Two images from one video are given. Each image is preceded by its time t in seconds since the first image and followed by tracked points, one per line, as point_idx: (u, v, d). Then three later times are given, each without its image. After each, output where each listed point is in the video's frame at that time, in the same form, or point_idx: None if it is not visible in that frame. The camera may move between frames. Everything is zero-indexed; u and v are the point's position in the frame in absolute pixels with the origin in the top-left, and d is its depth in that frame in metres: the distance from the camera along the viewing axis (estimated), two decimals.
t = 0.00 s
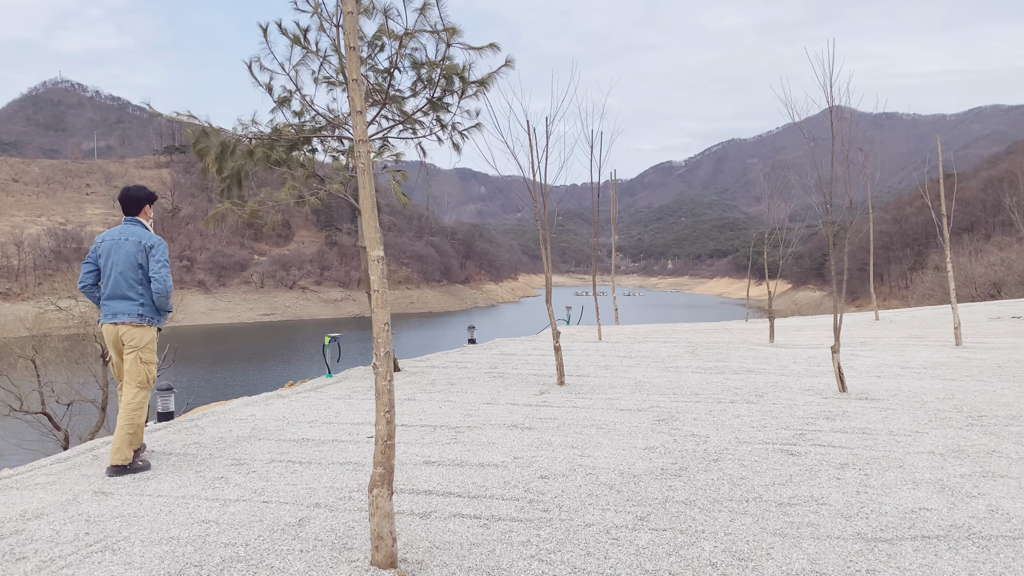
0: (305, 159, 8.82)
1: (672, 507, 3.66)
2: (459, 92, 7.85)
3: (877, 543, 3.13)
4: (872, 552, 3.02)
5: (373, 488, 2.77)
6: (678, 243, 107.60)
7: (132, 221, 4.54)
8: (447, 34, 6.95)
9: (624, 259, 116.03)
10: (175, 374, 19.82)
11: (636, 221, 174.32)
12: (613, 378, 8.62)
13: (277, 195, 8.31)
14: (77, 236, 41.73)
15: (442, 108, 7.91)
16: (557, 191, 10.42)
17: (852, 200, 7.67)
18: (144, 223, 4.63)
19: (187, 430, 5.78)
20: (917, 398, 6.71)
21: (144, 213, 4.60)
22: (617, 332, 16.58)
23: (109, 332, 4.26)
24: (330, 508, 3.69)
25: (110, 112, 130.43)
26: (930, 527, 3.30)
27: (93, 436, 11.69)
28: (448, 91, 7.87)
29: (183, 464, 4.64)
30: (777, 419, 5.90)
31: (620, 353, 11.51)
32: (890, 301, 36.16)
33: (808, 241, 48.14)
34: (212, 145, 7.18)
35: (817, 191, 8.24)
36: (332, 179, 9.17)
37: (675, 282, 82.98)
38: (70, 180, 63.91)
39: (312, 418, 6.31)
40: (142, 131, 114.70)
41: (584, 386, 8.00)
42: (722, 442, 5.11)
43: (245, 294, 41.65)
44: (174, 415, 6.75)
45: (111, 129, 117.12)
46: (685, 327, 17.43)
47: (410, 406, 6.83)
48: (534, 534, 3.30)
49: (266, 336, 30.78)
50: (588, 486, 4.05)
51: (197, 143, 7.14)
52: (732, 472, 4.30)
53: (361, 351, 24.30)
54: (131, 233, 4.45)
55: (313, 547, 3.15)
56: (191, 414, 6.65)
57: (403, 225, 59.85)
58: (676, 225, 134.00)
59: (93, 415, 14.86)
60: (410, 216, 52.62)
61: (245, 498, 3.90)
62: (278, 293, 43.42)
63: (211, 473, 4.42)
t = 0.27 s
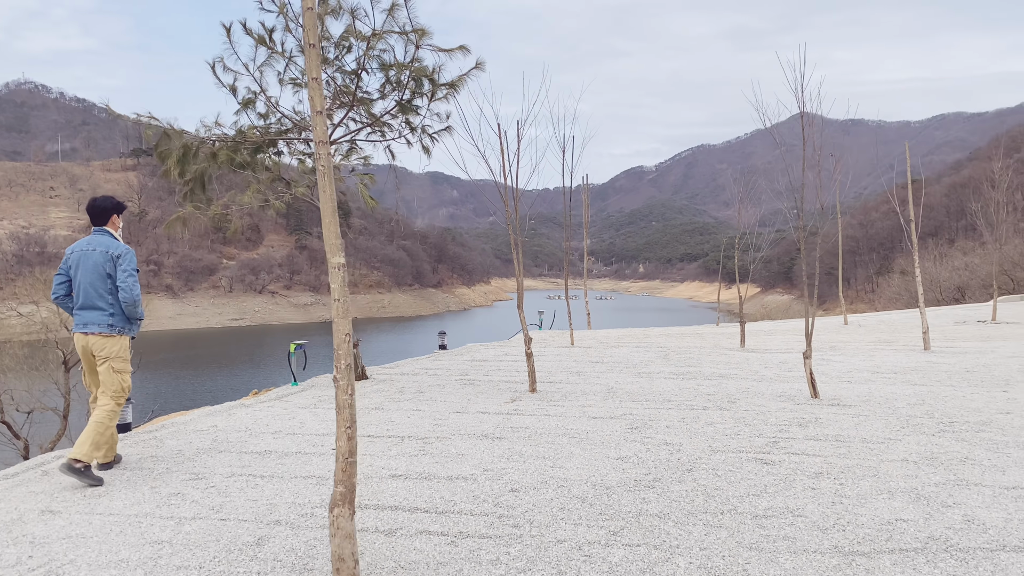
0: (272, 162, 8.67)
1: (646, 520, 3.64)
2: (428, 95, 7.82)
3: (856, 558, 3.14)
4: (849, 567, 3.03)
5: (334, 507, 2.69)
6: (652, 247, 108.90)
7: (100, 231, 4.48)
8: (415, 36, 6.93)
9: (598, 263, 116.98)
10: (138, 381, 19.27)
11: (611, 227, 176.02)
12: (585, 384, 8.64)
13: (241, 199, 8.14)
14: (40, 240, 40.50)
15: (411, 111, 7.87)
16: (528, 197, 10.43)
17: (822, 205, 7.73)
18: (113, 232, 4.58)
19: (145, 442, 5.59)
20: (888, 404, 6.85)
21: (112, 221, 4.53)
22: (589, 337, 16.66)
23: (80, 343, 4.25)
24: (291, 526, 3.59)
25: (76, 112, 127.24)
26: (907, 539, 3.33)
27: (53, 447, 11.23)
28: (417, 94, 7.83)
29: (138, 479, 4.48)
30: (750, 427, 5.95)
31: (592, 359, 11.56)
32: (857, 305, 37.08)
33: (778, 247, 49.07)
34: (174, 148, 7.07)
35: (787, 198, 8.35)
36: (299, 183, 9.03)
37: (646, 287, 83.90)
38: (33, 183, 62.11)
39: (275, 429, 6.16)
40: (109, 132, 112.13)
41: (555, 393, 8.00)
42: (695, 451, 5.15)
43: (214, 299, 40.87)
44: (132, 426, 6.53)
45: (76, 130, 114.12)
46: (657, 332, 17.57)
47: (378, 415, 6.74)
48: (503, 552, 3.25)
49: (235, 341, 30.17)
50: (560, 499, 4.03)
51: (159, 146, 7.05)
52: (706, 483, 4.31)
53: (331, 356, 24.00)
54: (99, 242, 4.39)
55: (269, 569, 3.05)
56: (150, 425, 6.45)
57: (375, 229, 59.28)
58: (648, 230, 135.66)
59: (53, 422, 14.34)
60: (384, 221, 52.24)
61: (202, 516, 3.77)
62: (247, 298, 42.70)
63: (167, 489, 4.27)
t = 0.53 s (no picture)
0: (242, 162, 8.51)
1: (625, 529, 3.63)
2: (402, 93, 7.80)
3: (839, 566, 3.14)
4: None
5: (297, 520, 2.62)
6: (632, 249, 109.67)
7: (77, 228, 4.48)
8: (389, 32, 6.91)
9: (578, 265, 117.48)
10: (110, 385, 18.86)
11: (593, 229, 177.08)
12: (563, 388, 8.64)
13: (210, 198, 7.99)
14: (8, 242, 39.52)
15: (385, 109, 7.84)
16: (504, 199, 10.40)
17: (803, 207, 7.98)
18: (91, 230, 4.56)
19: (107, 450, 5.43)
20: (868, 407, 6.94)
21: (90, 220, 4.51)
22: (568, 339, 16.69)
23: (55, 339, 4.22)
24: (256, 538, 3.50)
25: (48, 111, 124.68)
26: (891, 547, 3.35)
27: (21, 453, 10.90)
28: (391, 92, 7.80)
29: (97, 489, 4.35)
30: (729, 431, 5.98)
31: (570, 362, 11.57)
32: (834, 307, 37.82)
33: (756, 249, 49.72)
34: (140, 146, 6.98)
35: (765, 199, 8.42)
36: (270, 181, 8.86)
37: (626, 289, 84.52)
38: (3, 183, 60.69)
39: (244, 435, 6.03)
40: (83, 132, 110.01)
41: (532, 397, 7.98)
42: (675, 456, 5.16)
43: (190, 301, 40.23)
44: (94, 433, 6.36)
45: (48, 130, 111.78)
46: (636, 334, 17.67)
47: (350, 421, 6.66)
48: (477, 564, 3.21)
49: (212, 344, 29.70)
50: (536, 507, 4.01)
51: (124, 145, 7.02)
52: (685, 489, 4.33)
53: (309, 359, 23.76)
54: (76, 240, 4.38)
55: None
56: (113, 432, 6.27)
57: (352, 231, 58.70)
58: (628, 232, 136.65)
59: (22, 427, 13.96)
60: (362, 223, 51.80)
61: (162, 528, 3.66)
62: (223, 300, 42.08)
63: (128, 500, 4.15)
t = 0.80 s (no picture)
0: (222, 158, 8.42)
1: (606, 534, 3.62)
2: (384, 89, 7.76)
3: (824, 572, 3.15)
4: None
5: (261, 528, 2.55)
6: (621, 248, 109.98)
7: (73, 231, 4.59)
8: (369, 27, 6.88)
9: (568, 265, 117.68)
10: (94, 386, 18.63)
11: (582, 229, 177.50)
12: (548, 388, 8.63)
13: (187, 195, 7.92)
14: None
15: (367, 105, 7.80)
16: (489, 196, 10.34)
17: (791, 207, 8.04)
18: (87, 233, 4.69)
19: (72, 453, 5.31)
20: (855, 407, 7.00)
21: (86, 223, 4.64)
22: (555, 338, 16.69)
23: (44, 339, 4.30)
24: (224, 545, 3.44)
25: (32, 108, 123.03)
26: (879, 552, 3.36)
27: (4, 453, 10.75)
28: (373, 87, 7.76)
29: (62, 494, 4.26)
30: (715, 431, 6.01)
31: (556, 361, 11.58)
32: (821, 305, 38.17)
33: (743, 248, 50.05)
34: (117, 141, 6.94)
35: (754, 198, 8.43)
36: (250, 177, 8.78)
37: (615, 288, 84.82)
38: None
39: (220, 437, 5.95)
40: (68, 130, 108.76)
41: (516, 397, 7.97)
42: (660, 458, 5.18)
43: (177, 301, 39.90)
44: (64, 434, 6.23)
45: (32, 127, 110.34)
46: (623, 333, 17.69)
47: (330, 422, 6.60)
48: (451, 572, 3.18)
49: (198, 344, 29.45)
50: (516, 512, 3.99)
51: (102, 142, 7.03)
52: (670, 492, 4.34)
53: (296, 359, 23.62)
54: (71, 243, 4.51)
55: None
56: (84, 433, 6.15)
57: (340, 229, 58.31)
58: (617, 231, 137.05)
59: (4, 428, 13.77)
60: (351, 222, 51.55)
61: (127, 534, 3.60)
62: (212, 299, 41.72)
63: (93, 506, 4.07)
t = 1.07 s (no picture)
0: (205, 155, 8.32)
1: (591, 545, 3.59)
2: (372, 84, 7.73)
3: None
4: None
5: (224, 543, 2.58)
6: (619, 247, 110.02)
7: (79, 229, 4.60)
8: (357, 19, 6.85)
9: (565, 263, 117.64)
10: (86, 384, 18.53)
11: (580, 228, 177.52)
12: (539, 389, 8.59)
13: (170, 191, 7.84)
14: None
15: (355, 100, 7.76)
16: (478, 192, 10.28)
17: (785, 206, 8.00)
18: (92, 230, 4.70)
19: (44, 459, 5.21)
20: (850, 410, 6.97)
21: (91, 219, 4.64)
22: (549, 338, 16.64)
23: (55, 337, 4.38)
24: (193, 558, 3.37)
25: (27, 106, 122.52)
26: (877, 565, 3.33)
27: None
28: (361, 82, 7.73)
29: (30, 504, 4.19)
30: (708, 435, 5.99)
31: (548, 361, 11.55)
32: (817, 304, 38.22)
33: (740, 247, 50.10)
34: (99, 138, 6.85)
35: (750, 197, 8.38)
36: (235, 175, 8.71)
37: (612, 286, 84.87)
38: None
39: (200, 440, 5.87)
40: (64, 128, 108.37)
41: (507, 399, 7.93)
42: (650, 463, 5.16)
43: (173, 299, 39.79)
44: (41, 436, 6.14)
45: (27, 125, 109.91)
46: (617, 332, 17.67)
47: (315, 425, 6.56)
48: None
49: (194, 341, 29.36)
50: (500, 521, 3.96)
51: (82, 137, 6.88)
52: (660, 500, 4.31)
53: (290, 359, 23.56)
54: (77, 241, 4.53)
55: None
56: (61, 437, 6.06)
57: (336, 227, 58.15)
58: (614, 230, 137.06)
59: None
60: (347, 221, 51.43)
61: (92, 546, 3.55)
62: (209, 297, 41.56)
63: (61, 515, 4.00)
